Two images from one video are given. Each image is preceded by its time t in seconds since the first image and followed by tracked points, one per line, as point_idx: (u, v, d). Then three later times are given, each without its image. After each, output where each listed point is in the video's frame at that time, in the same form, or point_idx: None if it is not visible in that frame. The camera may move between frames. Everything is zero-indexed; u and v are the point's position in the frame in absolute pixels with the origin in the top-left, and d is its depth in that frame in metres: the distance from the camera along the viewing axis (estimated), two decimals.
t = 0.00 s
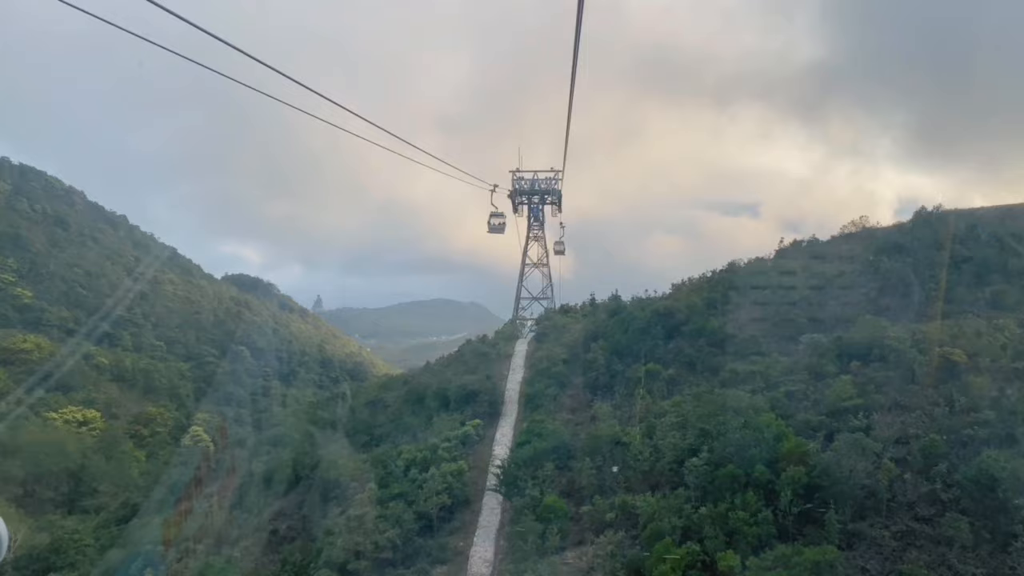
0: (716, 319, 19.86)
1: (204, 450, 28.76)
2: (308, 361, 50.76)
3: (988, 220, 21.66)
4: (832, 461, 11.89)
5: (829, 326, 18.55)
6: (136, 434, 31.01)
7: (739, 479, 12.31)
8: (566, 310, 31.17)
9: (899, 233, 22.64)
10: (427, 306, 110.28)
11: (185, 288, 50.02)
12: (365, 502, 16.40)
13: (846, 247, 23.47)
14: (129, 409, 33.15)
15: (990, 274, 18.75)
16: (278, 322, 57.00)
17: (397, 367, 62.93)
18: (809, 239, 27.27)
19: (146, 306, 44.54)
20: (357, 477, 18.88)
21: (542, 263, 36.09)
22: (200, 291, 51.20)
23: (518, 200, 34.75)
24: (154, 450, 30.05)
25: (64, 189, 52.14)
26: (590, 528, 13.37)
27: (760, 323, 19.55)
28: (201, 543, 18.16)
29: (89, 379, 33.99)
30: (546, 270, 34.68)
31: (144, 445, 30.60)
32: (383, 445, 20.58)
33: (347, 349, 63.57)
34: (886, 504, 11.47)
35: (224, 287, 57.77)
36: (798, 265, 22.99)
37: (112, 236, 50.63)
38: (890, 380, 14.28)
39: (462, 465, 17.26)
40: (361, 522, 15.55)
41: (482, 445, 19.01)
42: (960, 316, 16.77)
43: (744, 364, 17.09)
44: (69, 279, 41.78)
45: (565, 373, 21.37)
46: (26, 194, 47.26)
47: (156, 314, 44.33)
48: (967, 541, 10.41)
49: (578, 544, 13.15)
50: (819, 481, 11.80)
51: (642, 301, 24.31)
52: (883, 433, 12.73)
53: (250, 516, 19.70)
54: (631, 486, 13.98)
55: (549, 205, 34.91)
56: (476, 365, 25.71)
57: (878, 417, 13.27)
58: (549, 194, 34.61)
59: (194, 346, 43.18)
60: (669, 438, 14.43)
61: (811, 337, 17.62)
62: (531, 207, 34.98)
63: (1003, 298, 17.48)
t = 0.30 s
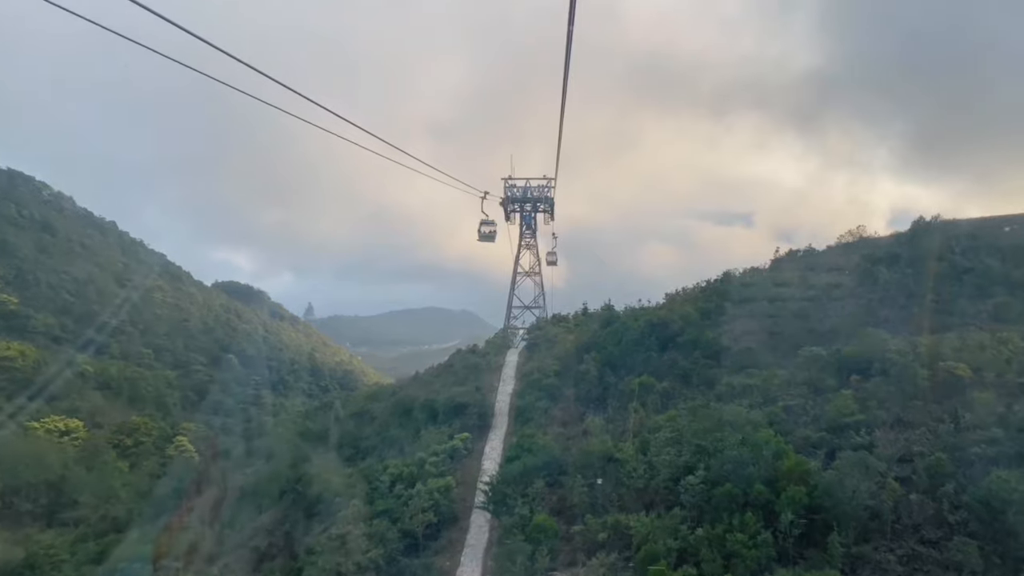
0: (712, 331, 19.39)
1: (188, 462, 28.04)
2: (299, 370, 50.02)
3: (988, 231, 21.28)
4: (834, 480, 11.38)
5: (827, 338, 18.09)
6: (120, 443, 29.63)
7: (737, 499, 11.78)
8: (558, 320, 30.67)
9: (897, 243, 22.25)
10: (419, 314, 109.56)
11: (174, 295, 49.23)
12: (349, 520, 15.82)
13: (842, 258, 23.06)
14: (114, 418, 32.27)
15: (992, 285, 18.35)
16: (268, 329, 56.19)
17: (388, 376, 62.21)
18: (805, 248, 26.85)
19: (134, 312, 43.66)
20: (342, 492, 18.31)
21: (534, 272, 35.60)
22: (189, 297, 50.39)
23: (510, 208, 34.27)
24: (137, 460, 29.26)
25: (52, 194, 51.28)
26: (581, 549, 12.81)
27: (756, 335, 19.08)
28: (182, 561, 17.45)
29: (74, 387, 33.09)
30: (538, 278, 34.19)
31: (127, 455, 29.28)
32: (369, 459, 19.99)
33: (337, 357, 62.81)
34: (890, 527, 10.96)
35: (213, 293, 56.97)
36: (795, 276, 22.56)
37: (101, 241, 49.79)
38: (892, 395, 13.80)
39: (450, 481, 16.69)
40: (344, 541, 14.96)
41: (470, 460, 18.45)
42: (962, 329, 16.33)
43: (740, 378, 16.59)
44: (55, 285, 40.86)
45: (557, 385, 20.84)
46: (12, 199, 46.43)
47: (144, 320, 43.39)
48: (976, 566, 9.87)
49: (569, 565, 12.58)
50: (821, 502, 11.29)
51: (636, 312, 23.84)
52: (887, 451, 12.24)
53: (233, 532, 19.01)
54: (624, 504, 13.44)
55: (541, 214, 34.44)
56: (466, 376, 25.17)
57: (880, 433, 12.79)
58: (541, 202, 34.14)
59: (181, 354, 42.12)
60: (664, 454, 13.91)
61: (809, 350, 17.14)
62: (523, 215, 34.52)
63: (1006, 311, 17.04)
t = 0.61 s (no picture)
0: (708, 341, 18.91)
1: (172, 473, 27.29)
2: (288, 376, 49.22)
3: (987, 239, 20.90)
4: (838, 499, 10.83)
5: (826, 349, 17.64)
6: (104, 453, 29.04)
7: (736, 518, 11.24)
8: (551, 328, 30.15)
9: (896, 251, 21.84)
10: (411, 321, 108.84)
11: (163, 302, 48.49)
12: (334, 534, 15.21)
13: (840, 266, 22.65)
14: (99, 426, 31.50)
15: (994, 295, 17.92)
16: (257, 335, 55.40)
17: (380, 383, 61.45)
18: (801, 256, 26.45)
19: (122, 318, 42.87)
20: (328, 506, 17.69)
21: (526, 279, 35.08)
22: (178, 303, 49.62)
23: (502, 215, 33.77)
24: (120, 470, 28.50)
25: (39, 198, 50.47)
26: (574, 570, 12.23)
27: (753, 345, 18.61)
28: None
29: (58, 394, 32.32)
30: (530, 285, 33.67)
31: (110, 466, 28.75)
32: (356, 472, 19.38)
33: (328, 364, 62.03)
34: (897, 548, 10.42)
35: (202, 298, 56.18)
36: (792, 284, 22.12)
37: (88, 246, 48.99)
38: (896, 409, 13.33)
39: (438, 495, 16.10)
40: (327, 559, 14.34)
41: (459, 474, 17.88)
42: (965, 340, 15.90)
43: (738, 390, 16.10)
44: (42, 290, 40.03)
45: (549, 396, 20.31)
46: None
47: (131, 326, 42.62)
48: None
49: None
50: (826, 522, 10.74)
51: (631, 320, 23.34)
52: (893, 468, 11.73)
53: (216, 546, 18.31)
54: (618, 522, 12.89)
55: (534, 220, 33.95)
56: (457, 385, 24.61)
57: (885, 449, 12.30)
58: (534, 208, 33.65)
59: (170, 362, 40.51)
60: (660, 470, 13.36)
61: (808, 361, 16.67)
62: (516, 222, 34.03)
63: (1009, 320, 16.63)
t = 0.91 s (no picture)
0: (705, 348, 18.44)
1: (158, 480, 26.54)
2: (280, 380, 48.48)
3: (989, 244, 20.51)
4: (845, 516, 10.34)
5: (827, 357, 17.18)
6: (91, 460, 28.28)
7: (738, 535, 10.72)
8: (544, 333, 29.63)
9: (896, 256, 21.43)
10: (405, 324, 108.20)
11: (154, 306, 47.83)
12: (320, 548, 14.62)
13: (839, 271, 22.23)
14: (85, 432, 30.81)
15: (998, 301, 17.49)
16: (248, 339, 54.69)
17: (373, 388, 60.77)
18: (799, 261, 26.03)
19: (112, 321, 42.12)
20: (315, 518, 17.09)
21: (520, 283, 34.56)
22: (168, 306, 48.89)
23: (495, 218, 33.26)
24: (106, 478, 27.80)
25: (28, 200, 49.73)
26: None
27: (751, 353, 18.15)
28: None
29: (44, 399, 31.64)
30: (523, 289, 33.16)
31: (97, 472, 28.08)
32: (343, 483, 18.82)
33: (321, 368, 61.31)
34: (907, 567, 9.93)
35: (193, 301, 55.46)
36: (791, 289, 21.67)
37: (78, 248, 48.25)
38: (901, 420, 12.88)
39: (427, 507, 15.54)
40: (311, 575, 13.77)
41: (449, 485, 17.35)
42: (971, 348, 15.48)
43: (738, 399, 15.62)
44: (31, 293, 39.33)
45: (543, 404, 19.79)
46: None
47: (121, 329, 41.88)
48: None
49: None
50: (832, 540, 10.24)
51: (626, 326, 22.85)
52: (901, 482, 11.26)
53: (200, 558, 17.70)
54: (614, 538, 12.36)
55: (527, 224, 33.45)
56: (449, 392, 24.07)
57: (892, 462, 11.84)
58: (527, 212, 33.16)
59: (160, 364, 40.01)
60: (656, 484, 12.85)
61: (809, 369, 16.21)
62: (509, 225, 33.53)
63: (1015, 327, 16.20)
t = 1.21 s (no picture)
0: (704, 352, 17.97)
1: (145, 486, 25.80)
2: (272, 382, 47.82)
3: (992, 245, 20.10)
4: (853, 530, 9.86)
5: (828, 361, 16.73)
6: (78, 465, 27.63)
7: (741, 550, 10.23)
8: (539, 336, 29.12)
9: (897, 257, 20.99)
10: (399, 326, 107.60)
11: (146, 307, 47.17)
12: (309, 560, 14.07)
13: (839, 272, 21.78)
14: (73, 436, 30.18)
15: (1003, 303, 17.06)
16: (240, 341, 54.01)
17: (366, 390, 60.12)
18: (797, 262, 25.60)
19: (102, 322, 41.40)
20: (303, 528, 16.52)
21: (513, 284, 34.05)
22: (160, 308, 48.21)
23: (489, 219, 32.76)
24: (93, 484, 27.17)
25: (18, 201, 49.05)
26: None
27: (751, 356, 17.68)
28: None
29: (31, 403, 30.99)
30: (517, 291, 32.64)
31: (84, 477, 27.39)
32: (333, 492, 18.28)
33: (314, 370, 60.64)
34: None
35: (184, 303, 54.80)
36: (790, 291, 21.22)
37: (69, 250, 47.57)
38: (909, 427, 12.42)
39: (418, 518, 14.99)
40: None
41: (441, 493, 16.82)
42: (977, 352, 15.04)
43: (738, 404, 15.14)
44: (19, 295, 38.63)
45: (538, 409, 19.28)
46: None
47: (111, 331, 41.21)
48: None
49: None
50: (840, 555, 9.75)
51: (622, 329, 22.35)
52: (911, 493, 10.80)
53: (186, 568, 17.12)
54: (611, 552, 11.86)
55: (521, 225, 32.96)
56: (441, 396, 23.55)
57: (901, 471, 11.38)
58: (521, 213, 32.67)
59: (152, 366, 39.40)
60: (655, 494, 12.35)
61: (811, 374, 15.75)
62: (502, 227, 33.04)
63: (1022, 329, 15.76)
